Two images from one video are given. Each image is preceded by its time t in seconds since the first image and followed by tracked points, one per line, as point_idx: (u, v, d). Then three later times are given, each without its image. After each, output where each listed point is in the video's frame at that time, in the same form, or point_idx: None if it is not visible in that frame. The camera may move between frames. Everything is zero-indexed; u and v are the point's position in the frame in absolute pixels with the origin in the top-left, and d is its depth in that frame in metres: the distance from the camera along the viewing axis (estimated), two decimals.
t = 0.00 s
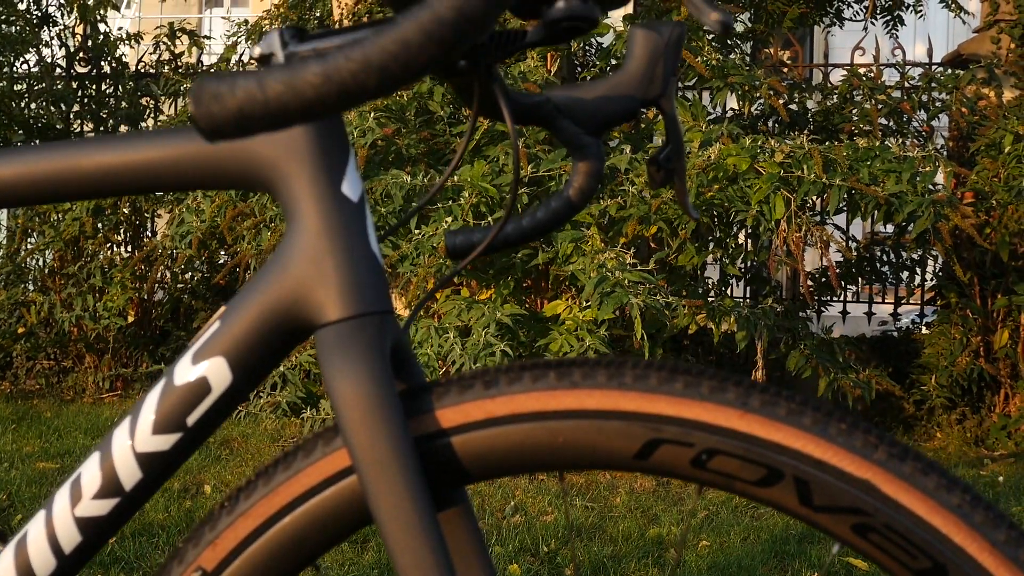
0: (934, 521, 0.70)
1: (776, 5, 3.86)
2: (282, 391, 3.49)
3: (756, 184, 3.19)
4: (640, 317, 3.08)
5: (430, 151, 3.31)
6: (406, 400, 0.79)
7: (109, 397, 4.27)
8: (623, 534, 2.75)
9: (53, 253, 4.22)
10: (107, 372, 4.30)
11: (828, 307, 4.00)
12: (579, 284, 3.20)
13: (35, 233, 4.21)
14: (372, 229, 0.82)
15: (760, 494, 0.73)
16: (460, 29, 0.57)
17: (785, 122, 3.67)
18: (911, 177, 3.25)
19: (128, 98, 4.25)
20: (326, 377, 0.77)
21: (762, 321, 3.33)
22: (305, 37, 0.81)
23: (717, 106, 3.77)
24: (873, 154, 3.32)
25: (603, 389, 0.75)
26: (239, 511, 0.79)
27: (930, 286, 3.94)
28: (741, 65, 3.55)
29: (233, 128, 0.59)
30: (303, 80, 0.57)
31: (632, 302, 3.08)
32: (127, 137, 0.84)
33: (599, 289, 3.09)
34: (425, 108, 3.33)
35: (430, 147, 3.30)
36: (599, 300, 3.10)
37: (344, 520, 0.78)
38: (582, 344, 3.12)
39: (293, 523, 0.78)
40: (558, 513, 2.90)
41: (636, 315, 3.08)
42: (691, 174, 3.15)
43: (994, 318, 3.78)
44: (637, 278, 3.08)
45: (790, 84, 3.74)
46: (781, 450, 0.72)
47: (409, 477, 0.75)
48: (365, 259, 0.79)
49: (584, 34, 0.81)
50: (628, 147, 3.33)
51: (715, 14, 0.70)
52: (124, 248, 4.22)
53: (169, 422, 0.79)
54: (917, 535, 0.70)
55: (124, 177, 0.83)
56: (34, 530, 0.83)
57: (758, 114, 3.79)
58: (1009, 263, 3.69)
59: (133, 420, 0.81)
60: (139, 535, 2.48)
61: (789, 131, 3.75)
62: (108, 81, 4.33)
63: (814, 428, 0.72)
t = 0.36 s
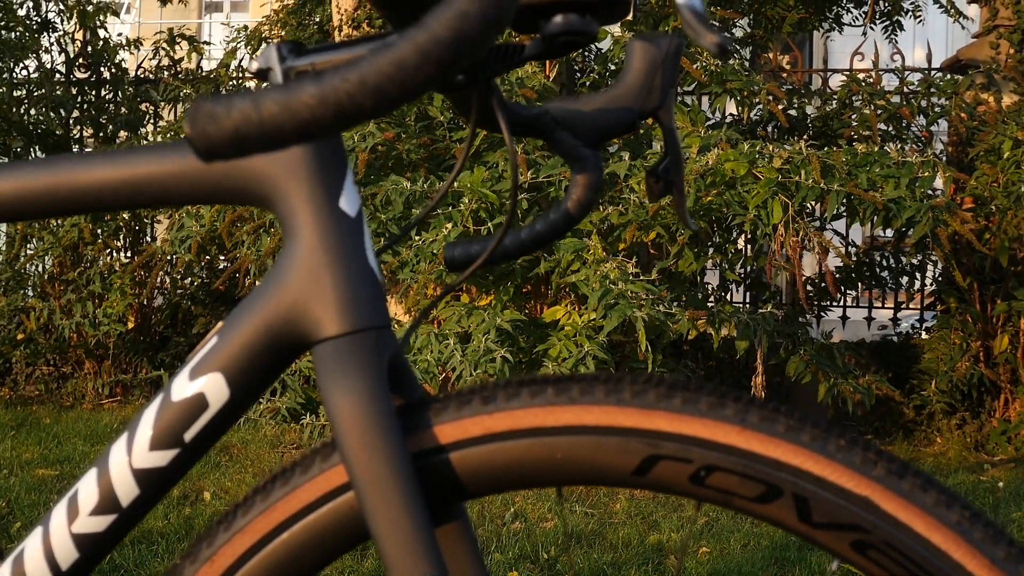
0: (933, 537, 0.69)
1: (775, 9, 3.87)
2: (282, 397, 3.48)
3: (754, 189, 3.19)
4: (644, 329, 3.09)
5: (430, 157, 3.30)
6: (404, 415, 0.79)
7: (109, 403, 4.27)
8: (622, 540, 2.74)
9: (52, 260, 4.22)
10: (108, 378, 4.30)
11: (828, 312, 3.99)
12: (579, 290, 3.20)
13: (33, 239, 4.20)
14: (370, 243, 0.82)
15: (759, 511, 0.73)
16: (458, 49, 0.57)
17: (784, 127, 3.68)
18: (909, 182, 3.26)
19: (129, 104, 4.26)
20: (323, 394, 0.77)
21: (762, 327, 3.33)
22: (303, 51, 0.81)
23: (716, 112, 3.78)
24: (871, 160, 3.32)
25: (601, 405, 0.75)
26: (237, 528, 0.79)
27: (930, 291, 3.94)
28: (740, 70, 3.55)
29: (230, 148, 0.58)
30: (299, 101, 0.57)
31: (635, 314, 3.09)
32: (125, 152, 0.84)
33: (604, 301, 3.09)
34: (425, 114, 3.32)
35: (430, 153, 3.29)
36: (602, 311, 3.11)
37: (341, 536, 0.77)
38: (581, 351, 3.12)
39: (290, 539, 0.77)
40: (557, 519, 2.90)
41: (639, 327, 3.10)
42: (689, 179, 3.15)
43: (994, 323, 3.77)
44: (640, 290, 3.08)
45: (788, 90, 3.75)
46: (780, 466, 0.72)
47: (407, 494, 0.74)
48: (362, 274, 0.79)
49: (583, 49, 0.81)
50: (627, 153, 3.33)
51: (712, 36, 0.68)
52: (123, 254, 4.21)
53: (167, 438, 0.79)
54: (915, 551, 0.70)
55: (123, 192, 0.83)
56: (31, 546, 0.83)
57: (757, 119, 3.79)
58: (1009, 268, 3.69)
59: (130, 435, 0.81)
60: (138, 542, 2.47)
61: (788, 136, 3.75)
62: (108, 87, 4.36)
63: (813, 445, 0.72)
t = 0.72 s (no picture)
0: (935, 558, 0.69)
1: (773, 15, 3.86)
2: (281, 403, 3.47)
3: (753, 195, 3.19)
4: (640, 331, 3.08)
5: (429, 162, 3.29)
6: (402, 434, 0.78)
7: (107, 409, 4.26)
8: (622, 547, 2.73)
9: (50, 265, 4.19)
10: (106, 384, 4.29)
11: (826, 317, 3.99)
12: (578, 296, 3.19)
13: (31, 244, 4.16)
14: (368, 261, 0.81)
15: (759, 531, 0.73)
16: (456, 74, 0.56)
17: (782, 132, 3.67)
18: (907, 188, 3.25)
19: (127, 110, 4.25)
20: (321, 413, 0.76)
21: (761, 333, 3.32)
22: (302, 68, 0.80)
23: (715, 118, 3.77)
24: (870, 166, 3.32)
25: (601, 424, 0.75)
26: (234, 547, 0.78)
27: (929, 296, 3.94)
28: (739, 75, 3.54)
29: (226, 172, 0.58)
30: (295, 125, 0.57)
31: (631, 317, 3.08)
32: (122, 168, 0.84)
33: (600, 304, 3.08)
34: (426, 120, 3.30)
35: (429, 158, 3.28)
36: (598, 314, 3.10)
37: (339, 556, 0.77)
38: (581, 358, 3.12)
39: (288, 559, 0.77)
40: (557, 526, 2.89)
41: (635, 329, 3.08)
42: (687, 185, 3.14)
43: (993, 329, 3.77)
44: (637, 293, 3.07)
45: (787, 95, 3.74)
46: (780, 485, 0.72)
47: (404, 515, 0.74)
48: (360, 293, 0.78)
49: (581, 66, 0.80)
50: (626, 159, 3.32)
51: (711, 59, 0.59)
52: (121, 260, 4.19)
53: (163, 457, 0.79)
54: (917, 571, 0.69)
55: (120, 209, 0.83)
56: (28, 564, 0.82)
57: (755, 125, 3.79)
58: (1007, 273, 3.69)
59: (127, 454, 0.81)
60: (136, 550, 2.46)
61: (787, 141, 3.75)
62: (106, 92, 4.34)
63: (814, 464, 0.72)
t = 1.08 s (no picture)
0: None
1: (772, 22, 3.86)
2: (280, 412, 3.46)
3: (752, 204, 3.18)
4: (635, 338, 3.06)
5: (428, 171, 3.28)
6: (399, 460, 0.77)
7: (106, 418, 4.25)
8: (622, 556, 2.72)
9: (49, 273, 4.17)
10: (105, 392, 4.28)
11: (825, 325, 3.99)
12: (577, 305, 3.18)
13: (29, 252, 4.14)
14: (365, 285, 0.81)
15: (760, 558, 0.72)
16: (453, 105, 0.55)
17: (782, 140, 3.67)
18: (906, 195, 3.24)
19: (127, 117, 4.25)
20: (318, 440, 0.76)
21: (761, 340, 3.31)
22: (298, 90, 0.80)
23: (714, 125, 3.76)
24: (868, 174, 3.31)
25: (600, 451, 0.74)
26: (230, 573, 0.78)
27: (929, 304, 3.93)
28: (738, 83, 3.54)
29: (221, 206, 0.58)
30: (290, 159, 0.56)
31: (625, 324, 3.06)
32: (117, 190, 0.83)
33: (596, 312, 3.07)
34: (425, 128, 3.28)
35: (428, 167, 3.28)
36: (593, 322, 3.08)
37: None
38: (582, 366, 3.11)
39: None
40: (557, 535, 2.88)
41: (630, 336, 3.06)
42: (687, 194, 3.13)
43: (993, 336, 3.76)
44: (633, 300, 3.06)
45: (787, 102, 3.74)
46: (780, 512, 0.71)
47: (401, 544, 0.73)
48: (356, 318, 0.77)
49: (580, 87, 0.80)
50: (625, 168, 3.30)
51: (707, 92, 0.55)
52: (121, 268, 4.17)
53: (159, 483, 0.78)
54: None
55: (115, 232, 0.82)
56: None
57: (755, 132, 3.78)
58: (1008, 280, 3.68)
59: (122, 480, 0.80)
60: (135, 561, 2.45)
61: (786, 149, 3.74)
62: (106, 100, 4.34)
63: (814, 491, 0.71)
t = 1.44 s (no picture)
0: None
1: (770, 31, 3.87)
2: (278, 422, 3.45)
3: (749, 213, 3.18)
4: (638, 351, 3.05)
5: (426, 180, 3.27)
6: (396, 483, 0.77)
7: (104, 427, 4.24)
8: (620, 567, 2.70)
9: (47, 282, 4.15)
10: (103, 402, 4.27)
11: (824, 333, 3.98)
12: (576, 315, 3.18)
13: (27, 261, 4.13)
14: (361, 307, 0.80)
15: None
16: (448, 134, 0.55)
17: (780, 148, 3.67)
18: (903, 204, 3.24)
19: (125, 127, 4.25)
20: (314, 464, 0.75)
21: (760, 349, 3.30)
22: (294, 111, 0.79)
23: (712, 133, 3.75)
24: (866, 183, 3.30)
25: (598, 474, 0.73)
26: None
27: (927, 311, 3.93)
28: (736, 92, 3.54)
29: (214, 236, 0.58)
30: (284, 188, 0.56)
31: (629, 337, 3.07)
32: (111, 211, 0.83)
33: (598, 324, 3.06)
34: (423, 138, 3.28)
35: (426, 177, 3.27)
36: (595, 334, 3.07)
37: None
38: (581, 376, 3.11)
39: None
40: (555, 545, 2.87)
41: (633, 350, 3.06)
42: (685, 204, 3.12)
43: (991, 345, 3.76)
44: (635, 312, 3.05)
45: (786, 111, 3.74)
46: (778, 536, 0.70)
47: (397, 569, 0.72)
48: (352, 341, 0.77)
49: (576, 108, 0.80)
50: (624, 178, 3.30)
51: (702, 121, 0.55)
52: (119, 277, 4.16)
53: (153, 506, 0.78)
54: None
55: (109, 253, 0.81)
56: None
57: (753, 141, 3.77)
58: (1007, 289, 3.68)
59: (116, 502, 0.80)
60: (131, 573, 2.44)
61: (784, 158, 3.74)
62: (104, 109, 4.34)
63: (814, 514, 0.71)
